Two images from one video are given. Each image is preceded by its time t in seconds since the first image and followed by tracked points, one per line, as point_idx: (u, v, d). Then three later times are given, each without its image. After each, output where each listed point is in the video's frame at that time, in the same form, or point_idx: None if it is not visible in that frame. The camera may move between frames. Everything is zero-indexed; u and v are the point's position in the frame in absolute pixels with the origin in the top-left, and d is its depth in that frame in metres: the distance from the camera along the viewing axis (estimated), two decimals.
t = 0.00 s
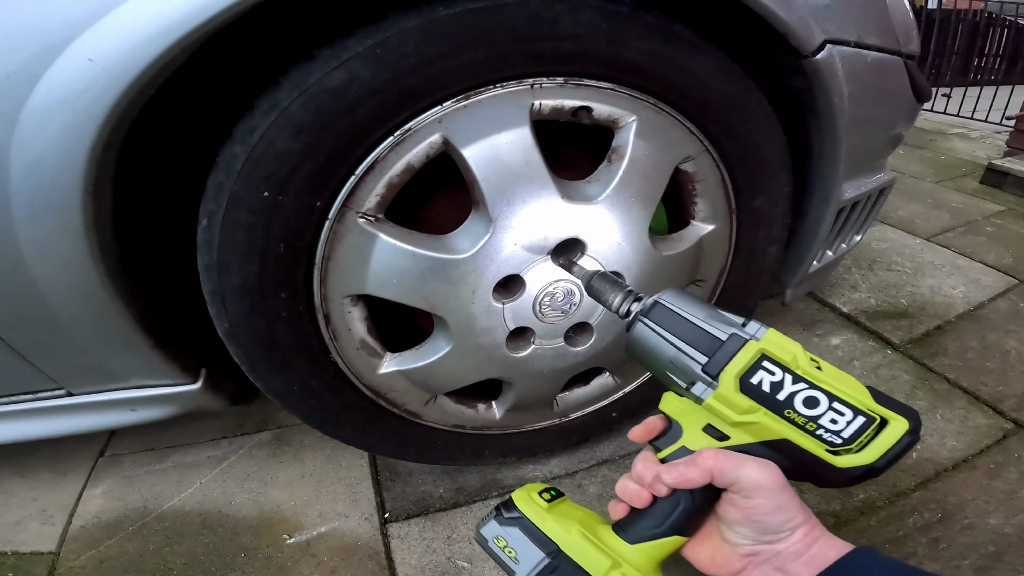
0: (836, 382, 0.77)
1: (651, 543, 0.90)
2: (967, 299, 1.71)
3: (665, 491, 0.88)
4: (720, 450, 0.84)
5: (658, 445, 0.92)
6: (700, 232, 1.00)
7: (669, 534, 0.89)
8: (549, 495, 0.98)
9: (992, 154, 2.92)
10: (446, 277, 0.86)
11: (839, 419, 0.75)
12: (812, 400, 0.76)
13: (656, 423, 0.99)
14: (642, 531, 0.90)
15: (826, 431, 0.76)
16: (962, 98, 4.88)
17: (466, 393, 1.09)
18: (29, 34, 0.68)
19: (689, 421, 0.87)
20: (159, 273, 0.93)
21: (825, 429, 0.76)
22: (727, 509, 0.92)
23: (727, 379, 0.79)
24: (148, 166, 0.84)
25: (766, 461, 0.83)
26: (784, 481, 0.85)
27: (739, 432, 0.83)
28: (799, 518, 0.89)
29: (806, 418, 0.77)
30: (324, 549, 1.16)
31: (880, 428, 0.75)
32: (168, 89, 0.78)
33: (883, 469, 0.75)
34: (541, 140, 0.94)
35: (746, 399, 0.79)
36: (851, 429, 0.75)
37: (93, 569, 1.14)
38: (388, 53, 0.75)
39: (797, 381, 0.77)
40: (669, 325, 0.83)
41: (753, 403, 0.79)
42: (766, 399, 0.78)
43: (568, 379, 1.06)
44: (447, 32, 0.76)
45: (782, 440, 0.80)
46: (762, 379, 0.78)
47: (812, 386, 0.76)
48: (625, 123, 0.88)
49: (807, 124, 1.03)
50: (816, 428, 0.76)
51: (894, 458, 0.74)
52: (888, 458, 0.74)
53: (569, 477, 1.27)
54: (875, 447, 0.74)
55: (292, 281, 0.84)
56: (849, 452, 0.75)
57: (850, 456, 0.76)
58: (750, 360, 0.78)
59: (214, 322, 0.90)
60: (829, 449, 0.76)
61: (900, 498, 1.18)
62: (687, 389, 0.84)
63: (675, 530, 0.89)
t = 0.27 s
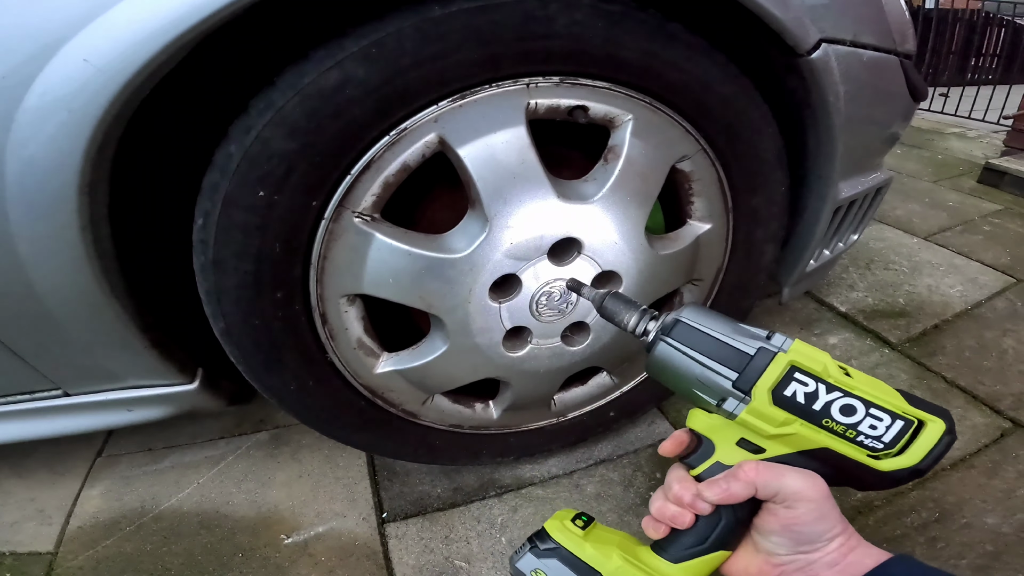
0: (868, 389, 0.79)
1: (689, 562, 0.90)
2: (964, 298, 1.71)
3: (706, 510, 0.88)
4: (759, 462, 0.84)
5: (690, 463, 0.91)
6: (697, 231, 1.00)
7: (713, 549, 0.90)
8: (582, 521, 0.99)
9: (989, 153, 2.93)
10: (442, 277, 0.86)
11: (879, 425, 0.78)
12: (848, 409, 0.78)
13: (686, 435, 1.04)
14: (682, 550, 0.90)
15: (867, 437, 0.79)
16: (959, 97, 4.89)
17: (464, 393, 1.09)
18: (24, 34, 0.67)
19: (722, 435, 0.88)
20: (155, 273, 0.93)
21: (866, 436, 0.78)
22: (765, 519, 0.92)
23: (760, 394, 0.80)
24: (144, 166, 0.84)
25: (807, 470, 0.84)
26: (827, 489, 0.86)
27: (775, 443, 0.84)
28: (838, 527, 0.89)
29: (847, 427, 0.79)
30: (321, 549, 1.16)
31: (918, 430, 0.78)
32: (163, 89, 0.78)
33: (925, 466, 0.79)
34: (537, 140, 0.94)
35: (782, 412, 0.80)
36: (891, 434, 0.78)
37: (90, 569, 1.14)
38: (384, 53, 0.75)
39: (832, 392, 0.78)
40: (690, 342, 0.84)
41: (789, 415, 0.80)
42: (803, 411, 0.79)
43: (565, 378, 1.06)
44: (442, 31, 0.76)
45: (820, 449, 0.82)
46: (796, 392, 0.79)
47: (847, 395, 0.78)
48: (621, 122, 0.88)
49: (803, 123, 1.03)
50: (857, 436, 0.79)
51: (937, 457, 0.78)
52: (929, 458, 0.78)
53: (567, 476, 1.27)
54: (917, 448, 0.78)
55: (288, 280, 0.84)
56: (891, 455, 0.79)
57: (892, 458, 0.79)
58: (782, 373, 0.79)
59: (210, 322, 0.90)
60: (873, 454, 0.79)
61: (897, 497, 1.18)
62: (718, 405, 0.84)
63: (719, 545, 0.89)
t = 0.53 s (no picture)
0: (890, 380, 0.80)
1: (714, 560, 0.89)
2: (965, 297, 1.72)
3: (728, 507, 0.87)
4: (784, 458, 0.85)
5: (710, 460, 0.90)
6: (699, 230, 1.00)
7: (735, 547, 0.89)
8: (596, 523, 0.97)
9: (989, 153, 2.93)
10: (445, 276, 0.86)
11: (903, 416, 0.78)
12: (872, 401, 0.79)
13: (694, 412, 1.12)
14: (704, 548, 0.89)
15: (893, 429, 0.79)
16: (958, 98, 4.90)
17: (467, 392, 1.09)
18: (28, 33, 0.68)
19: (740, 433, 0.87)
20: (157, 272, 0.93)
21: (891, 428, 0.79)
22: (787, 517, 0.92)
23: (781, 387, 0.81)
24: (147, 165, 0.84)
25: (833, 468, 0.85)
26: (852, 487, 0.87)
27: (797, 437, 0.85)
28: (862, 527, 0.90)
29: (871, 419, 0.79)
30: (324, 549, 1.16)
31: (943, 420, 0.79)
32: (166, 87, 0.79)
33: (953, 457, 0.79)
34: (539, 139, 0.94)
35: (804, 405, 0.81)
36: (918, 426, 0.78)
37: (92, 570, 1.14)
38: (387, 51, 0.75)
39: (855, 383, 0.79)
40: (706, 337, 0.84)
41: (811, 408, 0.81)
42: (826, 404, 0.80)
43: (567, 377, 1.06)
44: (445, 30, 0.76)
45: (843, 442, 0.82)
46: (818, 384, 0.80)
47: (870, 387, 0.79)
48: (624, 121, 0.89)
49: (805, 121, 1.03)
50: (883, 427, 0.79)
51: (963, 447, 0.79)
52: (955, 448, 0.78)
53: (569, 476, 1.27)
54: (942, 439, 0.79)
55: (291, 279, 0.84)
56: (918, 447, 0.79)
57: (918, 450, 0.80)
58: (802, 366, 0.80)
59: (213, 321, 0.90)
60: (897, 445, 0.80)
61: (900, 496, 1.18)
62: (737, 400, 0.85)
63: (742, 543, 0.89)
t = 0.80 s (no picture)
0: (900, 370, 0.81)
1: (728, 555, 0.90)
2: (963, 296, 1.72)
3: (738, 501, 0.87)
4: (799, 453, 0.85)
5: (721, 454, 0.90)
6: (697, 230, 1.01)
7: (749, 542, 0.89)
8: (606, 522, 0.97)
9: (987, 152, 2.94)
10: (445, 275, 0.87)
11: (916, 405, 0.79)
12: (884, 390, 0.79)
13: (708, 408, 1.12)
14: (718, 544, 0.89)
15: (907, 420, 0.79)
16: (957, 97, 4.90)
17: (466, 391, 1.10)
18: (31, 36, 0.68)
19: (752, 428, 0.87)
20: (159, 272, 0.94)
21: (905, 418, 0.79)
22: (802, 515, 0.93)
23: (793, 378, 0.81)
24: (149, 167, 0.85)
25: (846, 464, 0.86)
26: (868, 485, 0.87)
27: (811, 431, 0.85)
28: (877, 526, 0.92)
29: (885, 409, 0.79)
30: (324, 548, 1.16)
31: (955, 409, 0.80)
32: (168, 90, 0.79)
33: (968, 447, 0.80)
34: (538, 140, 0.95)
35: (816, 396, 0.81)
36: (931, 415, 0.79)
37: (94, 569, 1.15)
38: (386, 54, 0.76)
39: (867, 373, 0.80)
40: (715, 330, 0.85)
41: (824, 399, 0.81)
42: (838, 395, 0.80)
43: (566, 377, 1.07)
44: (444, 32, 0.76)
45: (857, 434, 0.82)
46: (829, 375, 0.80)
47: (881, 377, 0.80)
48: (622, 122, 0.89)
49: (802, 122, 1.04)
50: (897, 418, 0.79)
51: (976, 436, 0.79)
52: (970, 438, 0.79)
53: (568, 475, 1.27)
54: (956, 428, 0.79)
55: (292, 279, 0.84)
56: (932, 437, 0.80)
57: (933, 441, 0.80)
58: (812, 356, 0.81)
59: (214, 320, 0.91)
60: (912, 436, 0.80)
61: (897, 494, 1.19)
62: (749, 393, 0.85)
63: (755, 538, 0.89)
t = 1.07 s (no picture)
0: (903, 358, 0.80)
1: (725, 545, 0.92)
2: (962, 295, 1.73)
3: (736, 491, 0.91)
4: (793, 443, 0.86)
5: (719, 444, 0.94)
6: (695, 230, 1.02)
7: (748, 533, 0.91)
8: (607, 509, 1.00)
9: (987, 152, 2.95)
10: (446, 275, 0.88)
11: (917, 395, 0.78)
12: (883, 378, 0.79)
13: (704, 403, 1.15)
14: (719, 537, 0.91)
15: (908, 409, 0.79)
16: (957, 97, 4.91)
17: (467, 390, 1.11)
18: (40, 39, 0.69)
19: (750, 418, 0.90)
20: (164, 272, 0.95)
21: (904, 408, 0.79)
22: (801, 505, 0.94)
23: (787, 365, 0.82)
24: (154, 168, 0.86)
25: (844, 455, 0.86)
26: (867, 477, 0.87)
27: (807, 420, 0.86)
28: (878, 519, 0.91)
29: (882, 397, 0.79)
30: (327, 546, 1.17)
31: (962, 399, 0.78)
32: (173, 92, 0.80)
33: (974, 438, 0.78)
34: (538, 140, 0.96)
35: (811, 384, 0.82)
36: (934, 405, 0.78)
37: (98, 567, 1.16)
38: (389, 56, 0.77)
39: (865, 361, 0.80)
40: (710, 318, 0.86)
41: (820, 388, 0.82)
42: (834, 382, 0.81)
43: (566, 375, 1.08)
44: (446, 35, 0.77)
45: (855, 423, 0.83)
46: (825, 362, 0.81)
47: (880, 365, 0.79)
48: (621, 123, 0.90)
49: (800, 122, 1.05)
50: (896, 407, 0.79)
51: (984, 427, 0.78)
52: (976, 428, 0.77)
53: (569, 473, 1.28)
54: (961, 419, 0.78)
55: (295, 279, 0.85)
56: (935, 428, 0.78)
57: (937, 431, 0.79)
58: (808, 343, 0.82)
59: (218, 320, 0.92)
60: (913, 426, 0.79)
61: (896, 493, 1.19)
62: (744, 381, 0.86)
63: (752, 529, 0.91)
